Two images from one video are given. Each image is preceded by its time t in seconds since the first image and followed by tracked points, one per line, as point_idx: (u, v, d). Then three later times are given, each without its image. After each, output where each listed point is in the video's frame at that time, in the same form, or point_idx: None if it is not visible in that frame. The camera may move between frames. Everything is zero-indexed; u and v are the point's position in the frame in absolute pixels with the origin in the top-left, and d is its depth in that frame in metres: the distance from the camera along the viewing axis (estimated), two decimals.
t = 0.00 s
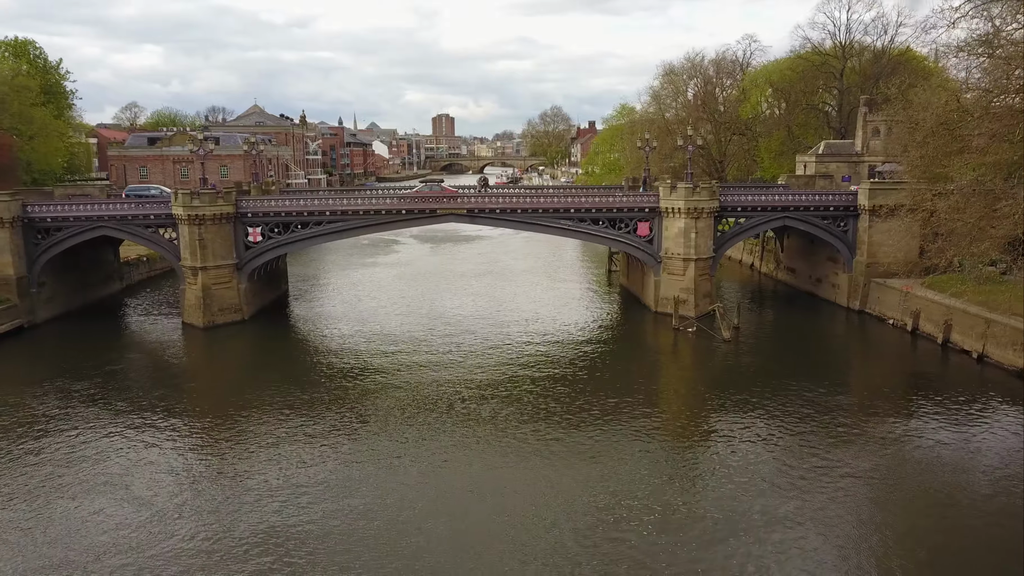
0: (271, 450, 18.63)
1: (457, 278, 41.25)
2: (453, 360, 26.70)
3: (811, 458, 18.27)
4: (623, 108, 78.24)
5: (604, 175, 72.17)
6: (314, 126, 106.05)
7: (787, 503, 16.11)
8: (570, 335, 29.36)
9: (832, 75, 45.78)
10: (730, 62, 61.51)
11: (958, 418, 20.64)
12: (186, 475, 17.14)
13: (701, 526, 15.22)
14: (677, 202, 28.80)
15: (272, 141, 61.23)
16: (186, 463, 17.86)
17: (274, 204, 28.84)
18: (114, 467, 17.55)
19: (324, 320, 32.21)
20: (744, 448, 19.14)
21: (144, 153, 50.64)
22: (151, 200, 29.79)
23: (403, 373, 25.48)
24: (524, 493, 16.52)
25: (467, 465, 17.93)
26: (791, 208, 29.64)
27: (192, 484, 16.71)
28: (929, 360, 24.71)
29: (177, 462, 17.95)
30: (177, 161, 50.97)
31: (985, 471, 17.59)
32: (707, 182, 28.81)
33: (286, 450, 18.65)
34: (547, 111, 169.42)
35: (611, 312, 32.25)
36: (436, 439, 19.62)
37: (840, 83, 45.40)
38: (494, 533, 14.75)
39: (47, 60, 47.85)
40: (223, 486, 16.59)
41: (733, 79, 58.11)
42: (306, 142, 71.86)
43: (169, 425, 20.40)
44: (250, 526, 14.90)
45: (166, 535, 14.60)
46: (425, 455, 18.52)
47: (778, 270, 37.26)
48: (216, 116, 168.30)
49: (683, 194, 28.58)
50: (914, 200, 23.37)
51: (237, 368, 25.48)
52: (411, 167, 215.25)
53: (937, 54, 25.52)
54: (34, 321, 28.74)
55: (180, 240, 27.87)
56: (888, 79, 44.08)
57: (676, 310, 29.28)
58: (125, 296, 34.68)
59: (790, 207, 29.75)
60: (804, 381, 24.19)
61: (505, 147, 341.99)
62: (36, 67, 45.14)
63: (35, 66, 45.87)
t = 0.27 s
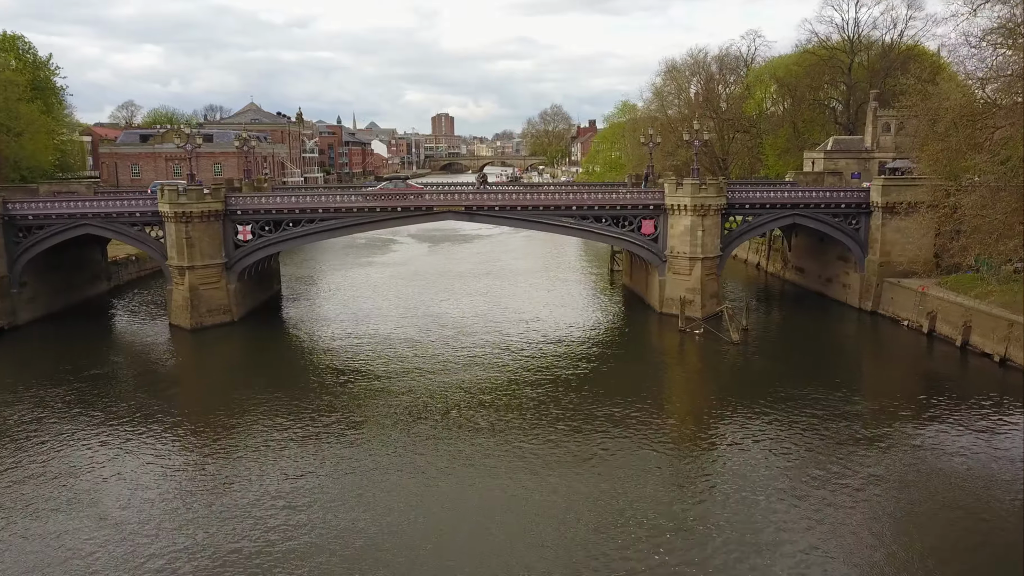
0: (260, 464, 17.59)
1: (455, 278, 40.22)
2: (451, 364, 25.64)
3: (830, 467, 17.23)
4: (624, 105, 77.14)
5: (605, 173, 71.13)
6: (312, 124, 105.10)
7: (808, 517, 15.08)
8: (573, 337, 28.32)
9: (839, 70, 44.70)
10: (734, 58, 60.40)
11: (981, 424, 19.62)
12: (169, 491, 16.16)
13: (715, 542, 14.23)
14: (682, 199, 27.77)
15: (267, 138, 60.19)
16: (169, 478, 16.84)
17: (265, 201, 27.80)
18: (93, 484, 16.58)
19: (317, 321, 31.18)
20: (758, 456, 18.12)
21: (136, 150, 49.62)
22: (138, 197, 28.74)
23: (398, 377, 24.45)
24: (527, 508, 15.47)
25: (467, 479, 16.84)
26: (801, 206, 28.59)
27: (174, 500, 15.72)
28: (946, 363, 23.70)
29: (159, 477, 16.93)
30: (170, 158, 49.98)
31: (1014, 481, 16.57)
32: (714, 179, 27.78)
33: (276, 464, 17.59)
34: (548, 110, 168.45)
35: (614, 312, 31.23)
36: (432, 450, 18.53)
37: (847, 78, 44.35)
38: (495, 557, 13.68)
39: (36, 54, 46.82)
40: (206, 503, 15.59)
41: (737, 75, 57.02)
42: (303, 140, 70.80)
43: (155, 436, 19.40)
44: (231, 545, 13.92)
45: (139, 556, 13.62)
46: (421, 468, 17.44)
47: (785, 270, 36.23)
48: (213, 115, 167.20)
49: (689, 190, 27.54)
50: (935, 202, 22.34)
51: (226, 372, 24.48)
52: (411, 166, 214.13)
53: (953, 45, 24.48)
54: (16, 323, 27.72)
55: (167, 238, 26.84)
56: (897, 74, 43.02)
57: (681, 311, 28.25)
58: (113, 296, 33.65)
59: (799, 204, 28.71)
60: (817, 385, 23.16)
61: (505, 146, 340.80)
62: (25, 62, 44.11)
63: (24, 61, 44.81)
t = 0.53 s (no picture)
0: (247, 486, 16.49)
1: (453, 279, 39.14)
2: (450, 369, 24.57)
3: (851, 476, 16.13)
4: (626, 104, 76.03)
5: (607, 172, 70.05)
6: (310, 124, 104.03)
7: (831, 532, 13.99)
8: (576, 341, 27.22)
9: (848, 66, 43.59)
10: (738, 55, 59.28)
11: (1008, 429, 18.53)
12: (150, 515, 15.09)
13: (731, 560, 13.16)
14: (689, 197, 26.70)
15: (263, 137, 59.15)
16: (149, 501, 15.78)
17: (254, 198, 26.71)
18: (68, 506, 15.49)
19: (310, 323, 30.08)
20: (773, 465, 17.02)
21: (127, 148, 48.62)
22: (123, 194, 27.65)
23: (392, 383, 23.36)
24: (527, 527, 14.40)
25: (465, 496, 15.75)
26: (811, 203, 27.54)
27: (153, 527, 14.63)
28: (966, 367, 22.62)
29: (138, 499, 15.86)
30: (162, 157, 49.01)
31: None
32: (722, 175, 26.71)
33: (264, 484, 16.49)
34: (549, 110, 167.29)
35: (618, 315, 30.16)
36: (429, 463, 17.46)
37: (856, 74, 43.26)
38: None
39: (25, 50, 45.71)
40: (185, 529, 14.50)
41: (742, 72, 55.93)
42: (299, 139, 69.73)
43: (137, 452, 18.33)
44: None
45: None
46: (416, 484, 16.34)
47: (794, 270, 35.14)
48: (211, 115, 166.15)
49: (696, 187, 26.48)
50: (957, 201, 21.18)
51: (214, 378, 23.44)
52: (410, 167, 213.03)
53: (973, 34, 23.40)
54: None
55: (152, 237, 25.76)
56: (907, 69, 41.94)
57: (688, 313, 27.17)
58: (99, 299, 32.58)
59: (810, 202, 27.64)
60: (831, 390, 22.09)
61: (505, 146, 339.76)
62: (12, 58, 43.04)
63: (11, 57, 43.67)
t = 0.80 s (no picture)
0: (228, 504, 15.51)
1: (451, 280, 38.05)
2: (446, 373, 23.49)
3: (873, 493, 15.07)
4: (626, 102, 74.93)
5: (608, 171, 68.93)
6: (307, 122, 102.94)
7: (856, 557, 12.91)
8: (578, 344, 26.14)
9: (856, 60, 42.42)
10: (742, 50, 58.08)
11: None
12: (122, 546, 14.01)
13: None
14: (696, 194, 25.61)
15: (257, 134, 58.09)
16: (123, 525, 14.84)
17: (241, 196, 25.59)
18: (35, 537, 14.41)
19: (301, 326, 28.98)
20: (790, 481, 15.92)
21: (117, 145, 47.61)
22: (106, 192, 26.52)
23: (385, 389, 22.27)
24: (527, 548, 13.39)
25: (462, 515, 14.68)
26: (822, 202, 26.42)
27: (125, 560, 13.55)
28: (988, 373, 21.54)
29: (112, 522, 14.91)
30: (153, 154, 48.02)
31: None
32: (730, 172, 25.62)
33: (246, 502, 15.50)
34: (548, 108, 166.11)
35: (620, 317, 29.10)
36: (424, 478, 16.38)
37: (864, 69, 42.15)
38: None
39: (12, 45, 44.45)
40: (159, 562, 13.42)
41: (746, 68, 54.78)
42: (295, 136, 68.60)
43: (112, 466, 17.29)
44: None
45: None
46: (410, 502, 15.27)
47: (802, 271, 34.05)
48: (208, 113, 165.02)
49: (703, 184, 25.40)
50: (981, 197, 20.29)
51: (199, 383, 22.40)
52: (409, 166, 211.94)
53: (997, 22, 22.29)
54: None
55: (135, 236, 24.66)
56: (916, 64, 40.85)
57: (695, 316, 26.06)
58: (84, 300, 31.53)
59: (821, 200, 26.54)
60: (846, 396, 21.01)
61: (504, 146, 338.81)
62: None
63: None
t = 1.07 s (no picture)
0: (204, 520, 14.41)
1: (448, 280, 36.92)
2: (443, 378, 22.38)
3: (897, 514, 13.99)
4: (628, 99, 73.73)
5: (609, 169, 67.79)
6: (304, 120, 101.73)
7: None
8: (581, 347, 25.00)
9: (865, 55, 41.28)
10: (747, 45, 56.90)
11: None
12: (88, 568, 12.86)
13: None
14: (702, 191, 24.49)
15: (251, 131, 56.99)
16: (89, 542, 13.73)
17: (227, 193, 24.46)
18: None
19: (291, 328, 27.86)
20: (809, 498, 14.80)
21: (106, 142, 46.53)
22: (86, 188, 25.37)
23: (377, 395, 21.15)
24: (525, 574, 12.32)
25: (457, 536, 13.60)
26: (835, 199, 25.23)
27: None
28: (1011, 379, 20.47)
29: (76, 540, 13.79)
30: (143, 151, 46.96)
31: None
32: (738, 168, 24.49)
33: (224, 518, 14.40)
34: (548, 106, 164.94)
35: (622, 319, 27.99)
36: (417, 492, 15.30)
37: (873, 64, 41.01)
38: None
39: None
40: None
41: (751, 63, 53.64)
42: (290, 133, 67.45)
43: (82, 478, 16.18)
44: None
45: None
46: (401, 520, 14.19)
47: (810, 271, 32.93)
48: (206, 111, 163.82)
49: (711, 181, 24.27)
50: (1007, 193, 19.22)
51: (181, 388, 21.30)
52: (408, 165, 210.77)
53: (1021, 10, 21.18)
54: None
55: (114, 235, 23.53)
56: (927, 59, 39.73)
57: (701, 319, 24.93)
58: (66, 301, 30.40)
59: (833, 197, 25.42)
60: (862, 404, 19.90)
61: (504, 145, 337.51)
62: None
63: None
